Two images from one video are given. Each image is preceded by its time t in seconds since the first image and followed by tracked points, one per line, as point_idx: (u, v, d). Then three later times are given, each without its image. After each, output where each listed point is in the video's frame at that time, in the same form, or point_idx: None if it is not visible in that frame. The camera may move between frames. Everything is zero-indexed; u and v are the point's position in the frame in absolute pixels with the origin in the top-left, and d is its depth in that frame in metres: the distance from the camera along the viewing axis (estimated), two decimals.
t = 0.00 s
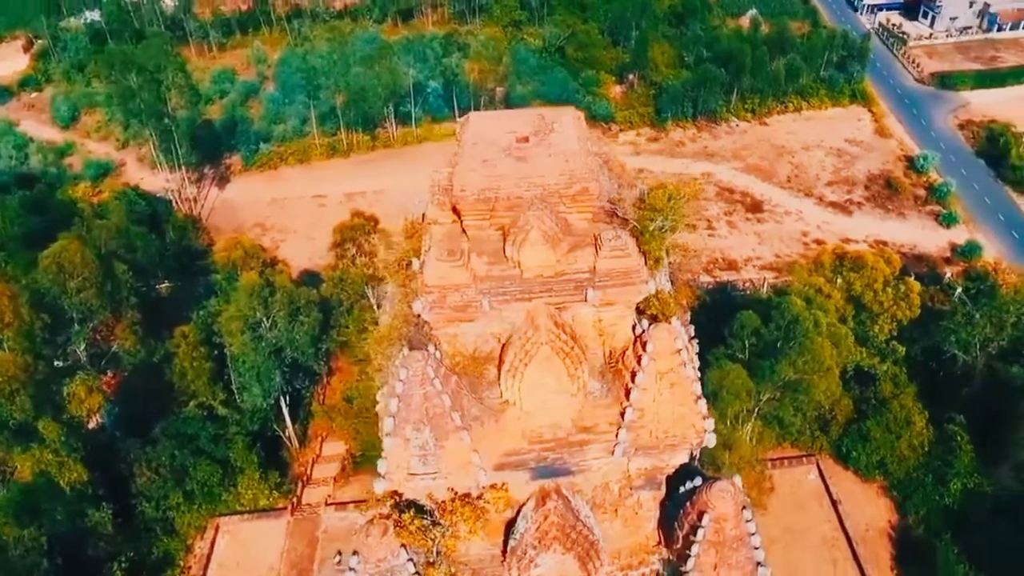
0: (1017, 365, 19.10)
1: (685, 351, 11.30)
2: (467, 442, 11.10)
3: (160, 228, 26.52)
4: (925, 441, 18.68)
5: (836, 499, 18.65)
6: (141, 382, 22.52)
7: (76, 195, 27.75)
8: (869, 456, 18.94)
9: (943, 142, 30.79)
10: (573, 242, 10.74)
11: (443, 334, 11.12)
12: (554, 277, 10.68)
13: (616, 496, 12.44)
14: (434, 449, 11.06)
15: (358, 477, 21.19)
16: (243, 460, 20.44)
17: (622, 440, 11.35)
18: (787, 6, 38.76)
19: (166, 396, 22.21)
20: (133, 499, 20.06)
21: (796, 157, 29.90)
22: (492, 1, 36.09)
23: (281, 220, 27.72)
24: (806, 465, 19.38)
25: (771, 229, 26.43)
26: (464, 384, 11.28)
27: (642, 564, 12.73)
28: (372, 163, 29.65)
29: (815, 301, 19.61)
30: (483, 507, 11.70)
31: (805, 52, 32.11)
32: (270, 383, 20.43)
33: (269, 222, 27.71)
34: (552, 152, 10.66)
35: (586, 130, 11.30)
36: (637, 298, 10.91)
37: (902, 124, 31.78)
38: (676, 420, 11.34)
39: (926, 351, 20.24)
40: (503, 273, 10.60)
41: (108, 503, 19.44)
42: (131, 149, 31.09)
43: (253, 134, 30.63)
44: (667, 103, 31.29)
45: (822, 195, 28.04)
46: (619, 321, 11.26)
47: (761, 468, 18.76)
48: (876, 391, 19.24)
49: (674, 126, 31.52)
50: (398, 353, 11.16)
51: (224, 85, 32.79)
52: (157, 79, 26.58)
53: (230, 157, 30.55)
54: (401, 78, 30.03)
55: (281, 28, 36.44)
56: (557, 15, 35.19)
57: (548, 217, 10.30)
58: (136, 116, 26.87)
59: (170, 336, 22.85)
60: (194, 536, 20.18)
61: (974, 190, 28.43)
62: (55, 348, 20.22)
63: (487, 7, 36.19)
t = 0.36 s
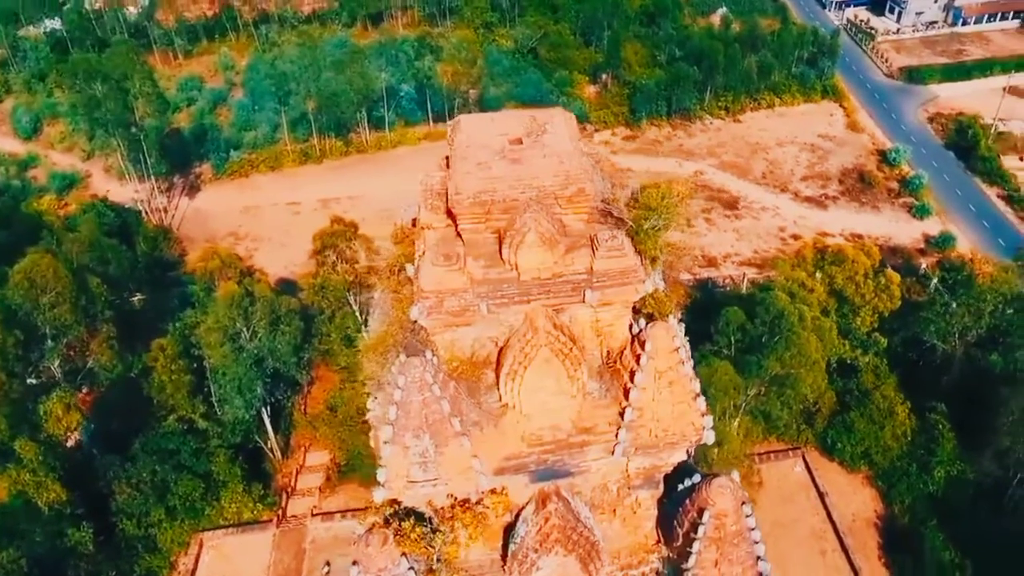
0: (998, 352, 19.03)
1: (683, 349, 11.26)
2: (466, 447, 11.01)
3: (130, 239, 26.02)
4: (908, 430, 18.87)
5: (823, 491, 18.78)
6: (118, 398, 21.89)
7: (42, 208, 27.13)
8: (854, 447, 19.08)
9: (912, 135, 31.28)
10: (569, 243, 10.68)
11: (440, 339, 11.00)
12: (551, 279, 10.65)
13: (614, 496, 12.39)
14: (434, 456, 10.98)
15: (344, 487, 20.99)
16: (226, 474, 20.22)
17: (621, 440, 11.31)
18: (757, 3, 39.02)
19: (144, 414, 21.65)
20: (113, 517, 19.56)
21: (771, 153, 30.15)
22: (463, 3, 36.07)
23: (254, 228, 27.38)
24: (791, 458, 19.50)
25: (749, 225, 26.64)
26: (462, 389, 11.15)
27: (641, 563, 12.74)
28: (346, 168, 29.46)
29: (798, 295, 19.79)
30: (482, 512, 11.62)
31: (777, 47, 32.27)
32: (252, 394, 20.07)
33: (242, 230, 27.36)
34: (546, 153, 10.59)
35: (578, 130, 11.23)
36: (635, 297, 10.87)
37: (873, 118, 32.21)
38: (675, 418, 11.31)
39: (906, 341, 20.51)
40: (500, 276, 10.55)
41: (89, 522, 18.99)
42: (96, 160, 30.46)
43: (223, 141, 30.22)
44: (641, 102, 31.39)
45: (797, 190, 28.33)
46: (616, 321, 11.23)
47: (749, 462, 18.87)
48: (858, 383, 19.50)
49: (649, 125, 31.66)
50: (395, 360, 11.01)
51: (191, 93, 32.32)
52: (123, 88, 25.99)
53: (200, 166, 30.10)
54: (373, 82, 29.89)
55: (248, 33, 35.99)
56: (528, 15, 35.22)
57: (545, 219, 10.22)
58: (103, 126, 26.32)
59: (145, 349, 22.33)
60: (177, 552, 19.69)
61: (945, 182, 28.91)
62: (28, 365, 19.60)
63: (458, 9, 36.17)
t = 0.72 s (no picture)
0: (978, 342, 19.51)
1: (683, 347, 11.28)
2: (469, 452, 10.89)
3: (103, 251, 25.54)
4: (894, 421, 19.12)
5: (812, 484, 18.91)
6: (99, 412, 21.43)
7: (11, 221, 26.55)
8: (841, 440, 19.25)
9: (886, 129, 31.69)
10: (568, 245, 10.66)
11: (440, 344, 10.92)
12: (551, 281, 10.61)
13: (614, 496, 12.36)
14: (436, 462, 10.81)
15: (332, 496, 20.80)
16: (212, 487, 19.83)
17: (624, 440, 11.28)
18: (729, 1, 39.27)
19: (125, 425, 21.24)
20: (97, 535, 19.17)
21: (748, 150, 30.38)
22: (436, 5, 36.00)
23: (231, 237, 27.06)
24: (780, 453, 19.60)
25: (729, 222, 26.84)
26: (463, 394, 11.11)
27: (643, 562, 12.72)
28: (323, 173, 29.21)
29: (786, 290, 20.17)
30: (484, 516, 11.52)
31: (750, 45, 32.61)
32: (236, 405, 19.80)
33: (218, 238, 27.01)
34: (543, 155, 10.46)
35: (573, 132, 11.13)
36: (635, 297, 10.86)
37: (847, 113, 32.57)
38: (677, 417, 11.30)
39: (888, 333, 20.87)
40: (500, 280, 10.52)
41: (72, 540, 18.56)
42: (65, 171, 29.89)
43: (196, 149, 29.81)
44: (618, 101, 31.47)
45: (775, 186, 28.59)
46: (615, 321, 11.23)
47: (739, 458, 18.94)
48: (842, 376, 19.80)
49: (627, 124, 31.74)
50: (396, 368, 10.93)
51: (161, 100, 31.85)
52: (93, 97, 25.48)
53: (172, 174, 29.67)
54: (349, 87, 29.74)
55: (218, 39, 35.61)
56: (502, 17, 35.20)
57: (544, 222, 10.19)
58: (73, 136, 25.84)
59: (126, 363, 21.92)
60: (164, 568, 19.25)
61: (919, 175, 29.33)
62: (4, 382, 18.98)
63: (431, 11, 36.08)
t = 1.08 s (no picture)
0: (966, 335, 19.74)
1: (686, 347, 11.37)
2: (477, 456, 10.88)
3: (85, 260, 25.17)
4: (885, 416, 19.28)
5: (806, 480, 19.02)
6: (91, 424, 20.87)
7: None
8: (834, 435, 19.38)
9: (869, 126, 31.99)
10: (573, 247, 10.66)
11: (446, 349, 10.86)
12: (557, 283, 10.59)
13: (619, 496, 12.39)
14: (444, 466, 10.74)
15: (326, 503, 20.66)
16: (204, 497, 19.57)
17: (631, 440, 11.30)
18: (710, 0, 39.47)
19: (116, 437, 20.85)
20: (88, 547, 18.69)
21: (734, 148, 30.54)
22: (417, 8, 35.95)
23: (215, 244, 26.80)
24: (774, 449, 19.71)
25: (716, 220, 26.97)
26: (469, 398, 11.08)
27: (649, 562, 12.66)
28: (308, 177, 28.99)
29: (778, 288, 20.83)
30: (492, 520, 11.57)
31: (733, 44, 32.86)
32: (228, 413, 19.56)
33: (202, 246, 26.75)
34: (547, 157, 10.43)
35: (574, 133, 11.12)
36: (639, 298, 10.88)
37: (830, 111, 32.82)
38: (683, 416, 11.30)
39: (878, 328, 21.20)
40: (506, 283, 10.49)
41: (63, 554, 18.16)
42: (43, 179, 29.44)
43: (178, 156, 29.58)
44: (604, 101, 31.55)
45: (761, 184, 28.76)
46: (620, 322, 11.24)
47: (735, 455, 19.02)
48: (834, 370, 19.92)
49: (612, 124, 31.79)
50: (401, 374, 10.87)
51: (140, 107, 31.66)
52: (72, 104, 25.04)
53: (153, 181, 29.31)
54: (331, 91, 29.68)
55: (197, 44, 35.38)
56: (484, 18, 35.23)
57: (550, 224, 10.13)
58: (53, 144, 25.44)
59: (114, 373, 21.58)
60: None
61: (903, 170, 29.64)
62: None
63: (412, 14, 36.07)
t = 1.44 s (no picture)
0: (956, 329, 19.84)
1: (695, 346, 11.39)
2: (488, 460, 10.83)
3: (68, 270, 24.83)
4: (879, 411, 19.45)
5: (802, 475, 19.15)
6: (82, 435, 20.28)
7: None
8: (829, 430, 19.52)
9: (853, 123, 32.30)
10: (581, 248, 10.66)
11: (456, 353, 10.80)
12: (567, 286, 10.57)
13: (628, 497, 12.38)
14: (456, 471, 10.75)
15: (322, 511, 20.54)
16: (198, 507, 19.32)
17: (641, 441, 11.32)
18: None
19: (108, 449, 20.29)
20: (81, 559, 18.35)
21: (720, 147, 30.71)
22: (400, 10, 35.85)
23: (201, 251, 26.55)
24: (769, 446, 19.81)
25: (706, 219, 27.10)
26: (480, 402, 11.04)
27: (658, 561, 12.69)
28: (294, 183, 28.85)
29: (772, 286, 21.29)
30: (503, 523, 11.54)
31: (717, 43, 33.08)
32: (221, 421, 19.33)
33: (187, 253, 26.49)
34: (555, 160, 10.41)
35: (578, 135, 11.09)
36: (648, 299, 10.88)
37: (815, 109, 33.08)
38: (692, 416, 11.35)
39: (869, 325, 21.41)
40: (516, 286, 10.48)
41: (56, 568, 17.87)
42: (23, 188, 29.08)
43: (160, 163, 29.27)
44: (590, 102, 31.63)
45: (748, 182, 28.96)
46: (629, 322, 11.23)
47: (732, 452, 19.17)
48: (828, 365, 20.09)
49: (599, 124, 31.87)
50: (412, 379, 10.79)
51: (121, 113, 31.31)
52: (52, 111, 24.66)
53: (136, 188, 29.00)
54: (315, 95, 29.41)
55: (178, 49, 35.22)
56: (468, 20, 35.28)
57: (560, 225, 10.12)
58: (33, 153, 25.03)
59: (105, 383, 21.26)
60: None
61: (888, 166, 29.96)
62: None
63: (395, 16, 36.02)
